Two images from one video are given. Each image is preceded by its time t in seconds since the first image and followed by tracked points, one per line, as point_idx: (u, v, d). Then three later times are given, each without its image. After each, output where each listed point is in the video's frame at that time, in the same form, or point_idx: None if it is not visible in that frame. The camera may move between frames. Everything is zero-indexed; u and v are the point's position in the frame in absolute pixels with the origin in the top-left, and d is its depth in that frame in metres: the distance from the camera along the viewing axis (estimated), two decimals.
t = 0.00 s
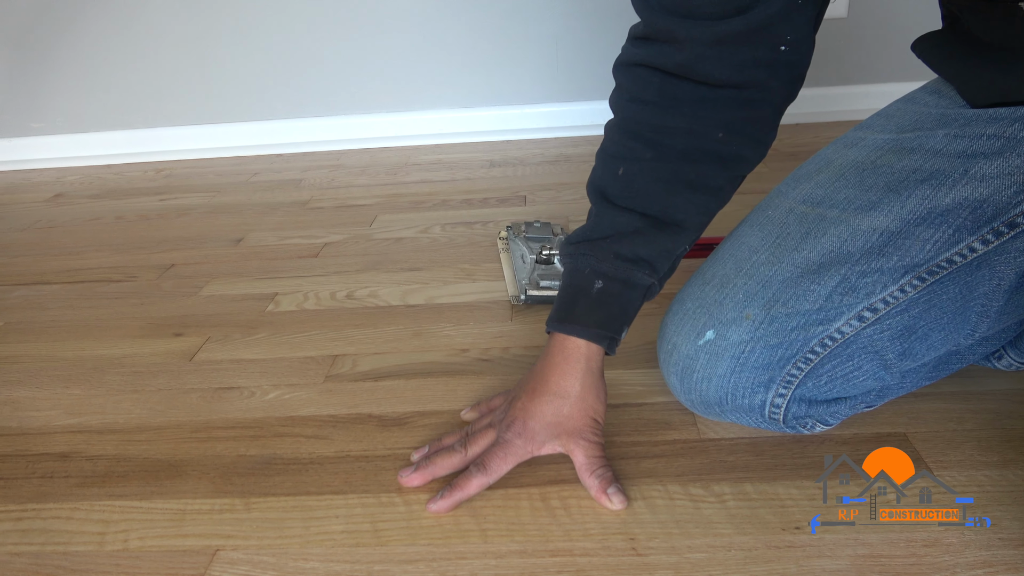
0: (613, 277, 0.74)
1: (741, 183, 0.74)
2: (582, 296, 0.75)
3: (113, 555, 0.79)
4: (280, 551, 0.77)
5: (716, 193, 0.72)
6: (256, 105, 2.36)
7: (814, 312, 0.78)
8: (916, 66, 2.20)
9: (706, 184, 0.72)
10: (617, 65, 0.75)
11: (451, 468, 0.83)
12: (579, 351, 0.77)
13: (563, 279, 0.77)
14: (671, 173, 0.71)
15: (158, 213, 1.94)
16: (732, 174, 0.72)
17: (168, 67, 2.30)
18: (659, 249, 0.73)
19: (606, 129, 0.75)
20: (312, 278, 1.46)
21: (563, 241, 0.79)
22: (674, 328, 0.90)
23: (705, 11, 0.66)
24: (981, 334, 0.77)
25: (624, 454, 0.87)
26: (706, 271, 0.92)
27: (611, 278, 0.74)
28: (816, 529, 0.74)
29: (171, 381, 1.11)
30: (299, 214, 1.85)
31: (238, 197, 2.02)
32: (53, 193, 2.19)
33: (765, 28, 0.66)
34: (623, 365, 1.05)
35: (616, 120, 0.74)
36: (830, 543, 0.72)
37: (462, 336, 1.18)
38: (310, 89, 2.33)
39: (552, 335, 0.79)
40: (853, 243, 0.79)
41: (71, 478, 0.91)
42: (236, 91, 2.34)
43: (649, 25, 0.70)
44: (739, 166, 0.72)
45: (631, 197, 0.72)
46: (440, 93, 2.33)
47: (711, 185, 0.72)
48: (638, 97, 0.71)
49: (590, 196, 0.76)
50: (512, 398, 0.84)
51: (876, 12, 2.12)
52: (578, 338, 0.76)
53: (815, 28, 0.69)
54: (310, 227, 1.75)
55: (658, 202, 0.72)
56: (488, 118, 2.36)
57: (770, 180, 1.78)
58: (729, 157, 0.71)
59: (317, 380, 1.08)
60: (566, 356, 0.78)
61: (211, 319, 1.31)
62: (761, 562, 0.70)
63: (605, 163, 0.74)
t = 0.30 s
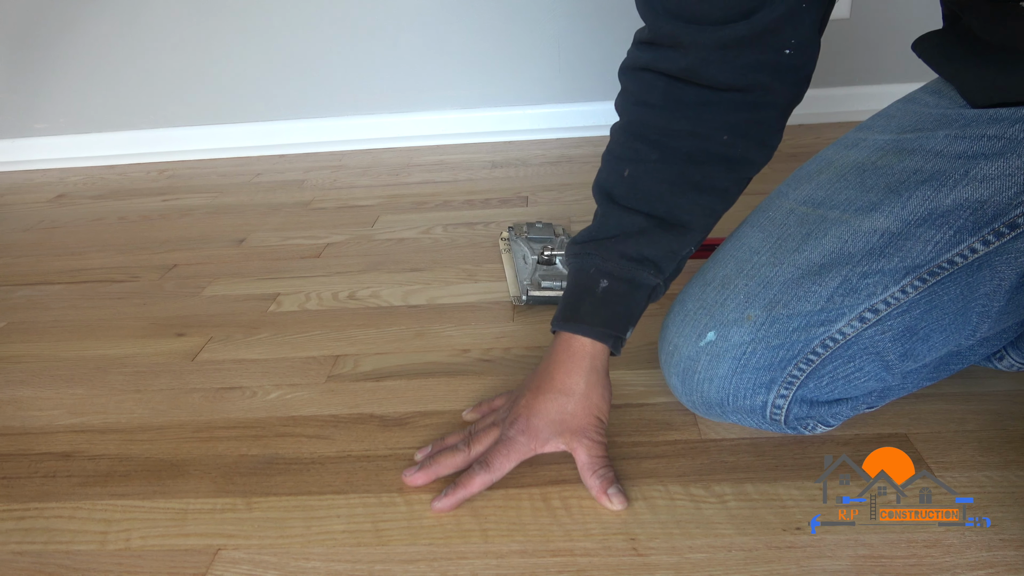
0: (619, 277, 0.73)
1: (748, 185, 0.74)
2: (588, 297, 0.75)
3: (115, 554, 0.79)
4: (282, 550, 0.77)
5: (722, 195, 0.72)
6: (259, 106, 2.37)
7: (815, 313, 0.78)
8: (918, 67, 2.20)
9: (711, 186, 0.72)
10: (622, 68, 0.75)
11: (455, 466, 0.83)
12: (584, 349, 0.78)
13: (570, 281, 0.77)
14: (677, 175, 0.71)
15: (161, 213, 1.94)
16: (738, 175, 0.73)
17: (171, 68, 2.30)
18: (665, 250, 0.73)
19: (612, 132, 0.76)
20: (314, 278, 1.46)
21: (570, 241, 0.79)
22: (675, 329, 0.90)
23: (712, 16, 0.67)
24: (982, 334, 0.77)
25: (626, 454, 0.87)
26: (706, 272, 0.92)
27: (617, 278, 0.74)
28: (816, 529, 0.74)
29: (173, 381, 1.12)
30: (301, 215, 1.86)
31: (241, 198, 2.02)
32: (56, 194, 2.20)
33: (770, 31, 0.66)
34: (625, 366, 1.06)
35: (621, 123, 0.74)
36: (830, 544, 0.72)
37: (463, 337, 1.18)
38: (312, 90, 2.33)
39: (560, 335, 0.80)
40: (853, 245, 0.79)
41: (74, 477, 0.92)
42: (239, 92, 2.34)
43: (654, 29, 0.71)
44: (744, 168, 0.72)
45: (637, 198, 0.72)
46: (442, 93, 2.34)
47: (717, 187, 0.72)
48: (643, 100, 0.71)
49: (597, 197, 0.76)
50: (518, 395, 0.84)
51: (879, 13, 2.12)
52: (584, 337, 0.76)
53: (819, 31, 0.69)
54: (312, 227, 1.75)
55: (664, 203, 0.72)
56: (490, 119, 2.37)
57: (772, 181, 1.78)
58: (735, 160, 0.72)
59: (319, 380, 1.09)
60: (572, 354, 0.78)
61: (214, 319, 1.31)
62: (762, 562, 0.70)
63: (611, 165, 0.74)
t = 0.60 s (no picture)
0: (681, 259, 0.78)
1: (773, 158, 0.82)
2: (653, 283, 0.78)
3: (118, 554, 0.79)
4: (285, 550, 0.77)
5: (756, 167, 0.80)
6: (261, 106, 2.37)
7: (821, 313, 0.78)
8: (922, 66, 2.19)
9: (747, 161, 0.79)
10: (637, 63, 0.82)
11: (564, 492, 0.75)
12: (663, 331, 0.78)
13: (623, 267, 0.81)
14: (719, 155, 0.78)
15: (164, 213, 1.94)
16: (766, 150, 0.80)
17: (174, 68, 2.31)
18: (715, 225, 0.79)
19: (638, 121, 0.82)
20: (317, 278, 1.46)
21: (614, 230, 0.84)
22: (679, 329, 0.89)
23: (728, 13, 0.73)
24: (988, 335, 0.77)
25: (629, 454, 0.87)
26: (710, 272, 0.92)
27: (680, 262, 0.78)
28: (816, 529, 0.74)
29: (176, 381, 1.12)
30: (304, 215, 1.86)
31: (243, 198, 2.02)
32: (59, 194, 2.20)
33: (783, 20, 0.73)
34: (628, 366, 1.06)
35: (650, 112, 0.80)
36: (833, 545, 0.72)
37: (466, 337, 1.18)
38: (314, 90, 2.33)
39: (617, 325, 0.81)
40: (859, 245, 0.78)
41: (77, 477, 0.92)
42: (242, 92, 2.35)
43: (670, 26, 0.77)
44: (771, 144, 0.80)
45: (684, 181, 0.78)
46: (445, 94, 2.34)
47: (753, 161, 0.80)
48: (671, 91, 0.78)
49: (639, 185, 0.81)
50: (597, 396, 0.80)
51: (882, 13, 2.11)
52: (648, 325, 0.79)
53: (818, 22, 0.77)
54: (315, 227, 1.75)
55: (711, 182, 0.78)
56: (493, 120, 2.36)
57: (775, 181, 1.77)
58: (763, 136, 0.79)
59: (322, 380, 1.09)
60: (649, 340, 0.78)
61: (217, 319, 1.31)
62: (765, 563, 0.70)
63: (651, 153, 0.79)
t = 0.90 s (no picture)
0: (560, 299, 0.69)
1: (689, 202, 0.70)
2: (528, 319, 0.70)
3: (116, 555, 0.79)
4: (282, 552, 0.78)
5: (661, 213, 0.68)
6: (262, 107, 2.38)
7: (817, 317, 0.78)
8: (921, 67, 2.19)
9: (654, 204, 0.67)
10: (570, 75, 0.71)
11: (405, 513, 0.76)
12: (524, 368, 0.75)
13: (506, 301, 0.71)
14: (620, 190, 0.66)
15: (165, 215, 1.95)
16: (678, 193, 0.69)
17: (175, 69, 2.31)
18: (607, 271, 0.68)
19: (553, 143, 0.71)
20: (317, 280, 1.46)
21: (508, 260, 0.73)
22: (677, 332, 0.90)
23: (675, 18, 0.64)
24: (985, 338, 0.77)
25: (626, 457, 0.87)
26: (708, 275, 0.93)
27: (558, 300, 0.69)
28: (816, 529, 0.74)
29: (175, 382, 1.12)
30: (304, 216, 1.86)
31: (244, 200, 2.03)
32: (60, 195, 2.21)
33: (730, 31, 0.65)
34: (626, 368, 1.06)
35: (565, 133, 0.69)
36: (829, 548, 0.72)
37: (465, 339, 1.19)
38: (315, 92, 2.34)
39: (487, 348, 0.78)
40: (855, 248, 0.78)
41: (76, 478, 0.92)
42: (243, 94, 2.35)
43: (610, 32, 0.67)
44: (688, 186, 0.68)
45: (581, 215, 0.67)
46: (445, 95, 2.34)
47: (661, 204, 0.68)
48: (591, 110, 0.67)
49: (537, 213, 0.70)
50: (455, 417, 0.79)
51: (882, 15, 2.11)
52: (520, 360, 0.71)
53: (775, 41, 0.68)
54: (315, 229, 1.76)
55: (607, 221, 0.67)
56: (493, 121, 2.37)
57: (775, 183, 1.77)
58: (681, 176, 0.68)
59: (320, 381, 1.09)
60: (508, 374, 0.75)
61: (216, 321, 1.32)
62: (760, 566, 0.70)
63: (555, 177, 0.69)
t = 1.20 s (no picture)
0: (487, 312, 0.70)
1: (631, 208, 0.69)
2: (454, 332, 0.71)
3: (113, 550, 0.79)
4: (279, 548, 0.77)
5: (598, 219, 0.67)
6: (263, 103, 2.37)
7: (819, 317, 0.77)
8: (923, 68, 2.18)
9: (589, 214, 0.67)
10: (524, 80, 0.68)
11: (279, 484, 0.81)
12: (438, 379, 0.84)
13: (441, 311, 0.72)
14: (556, 202, 0.66)
15: (164, 210, 1.95)
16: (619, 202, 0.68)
17: (176, 63, 2.31)
18: (536, 283, 0.68)
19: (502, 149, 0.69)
20: (317, 276, 1.46)
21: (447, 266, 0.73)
22: (677, 333, 0.90)
23: (638, 20, 0.61)
24: (986, 338, 0.76)
25: (625, 456, 0.87)
26: (709, 275, 0.93)
27: (484, 313, 0.70)
28: (816, 529, 0.74)
29: (174, 377, 1.12)
30: (305, 212, 1.86)
31: (244, 195, 2.02)
32: (60, 189, 2.21)
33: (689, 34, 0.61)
34: (626, 367, 1.05)
35: (512, 140, 0.67)
36: (828, 549, 0.72)
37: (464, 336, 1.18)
38: (316, 88, 2.33)
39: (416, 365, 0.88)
40: (856, 249, 0.78)
41: (73, 473, 0.92)
42: (244, 89, 2.35)
43: (568, 38, 0.64)
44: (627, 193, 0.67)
45: (517, 226, 0.66)
46: (446, 93, 2.33)
47: (597, 215, 0.67)
48: (538, 119, 0.65)
49: (478, 221, 0.70)
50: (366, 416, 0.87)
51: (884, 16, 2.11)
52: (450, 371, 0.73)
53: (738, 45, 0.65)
54: (315, 225, 1.75)
55: (541, 232, 0.66)
56: (494, 119, 2.36)
57: (776, 183, 1.77)
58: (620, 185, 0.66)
59: (319, 378, 1.09)
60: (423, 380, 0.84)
61: (216, 316, 1.31)
62: (758, 567, 0.70)
63: (497, 186, 0.67)
